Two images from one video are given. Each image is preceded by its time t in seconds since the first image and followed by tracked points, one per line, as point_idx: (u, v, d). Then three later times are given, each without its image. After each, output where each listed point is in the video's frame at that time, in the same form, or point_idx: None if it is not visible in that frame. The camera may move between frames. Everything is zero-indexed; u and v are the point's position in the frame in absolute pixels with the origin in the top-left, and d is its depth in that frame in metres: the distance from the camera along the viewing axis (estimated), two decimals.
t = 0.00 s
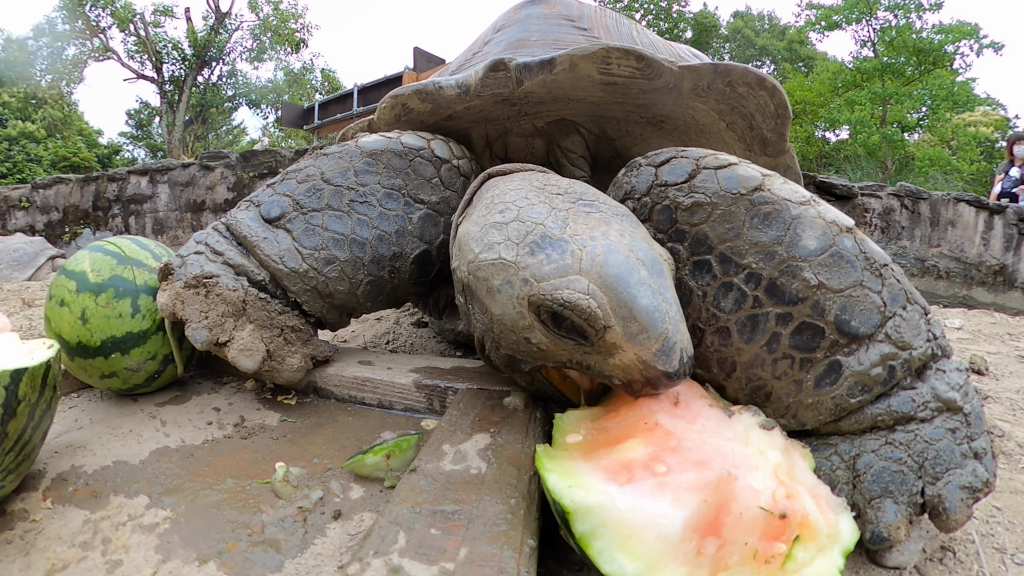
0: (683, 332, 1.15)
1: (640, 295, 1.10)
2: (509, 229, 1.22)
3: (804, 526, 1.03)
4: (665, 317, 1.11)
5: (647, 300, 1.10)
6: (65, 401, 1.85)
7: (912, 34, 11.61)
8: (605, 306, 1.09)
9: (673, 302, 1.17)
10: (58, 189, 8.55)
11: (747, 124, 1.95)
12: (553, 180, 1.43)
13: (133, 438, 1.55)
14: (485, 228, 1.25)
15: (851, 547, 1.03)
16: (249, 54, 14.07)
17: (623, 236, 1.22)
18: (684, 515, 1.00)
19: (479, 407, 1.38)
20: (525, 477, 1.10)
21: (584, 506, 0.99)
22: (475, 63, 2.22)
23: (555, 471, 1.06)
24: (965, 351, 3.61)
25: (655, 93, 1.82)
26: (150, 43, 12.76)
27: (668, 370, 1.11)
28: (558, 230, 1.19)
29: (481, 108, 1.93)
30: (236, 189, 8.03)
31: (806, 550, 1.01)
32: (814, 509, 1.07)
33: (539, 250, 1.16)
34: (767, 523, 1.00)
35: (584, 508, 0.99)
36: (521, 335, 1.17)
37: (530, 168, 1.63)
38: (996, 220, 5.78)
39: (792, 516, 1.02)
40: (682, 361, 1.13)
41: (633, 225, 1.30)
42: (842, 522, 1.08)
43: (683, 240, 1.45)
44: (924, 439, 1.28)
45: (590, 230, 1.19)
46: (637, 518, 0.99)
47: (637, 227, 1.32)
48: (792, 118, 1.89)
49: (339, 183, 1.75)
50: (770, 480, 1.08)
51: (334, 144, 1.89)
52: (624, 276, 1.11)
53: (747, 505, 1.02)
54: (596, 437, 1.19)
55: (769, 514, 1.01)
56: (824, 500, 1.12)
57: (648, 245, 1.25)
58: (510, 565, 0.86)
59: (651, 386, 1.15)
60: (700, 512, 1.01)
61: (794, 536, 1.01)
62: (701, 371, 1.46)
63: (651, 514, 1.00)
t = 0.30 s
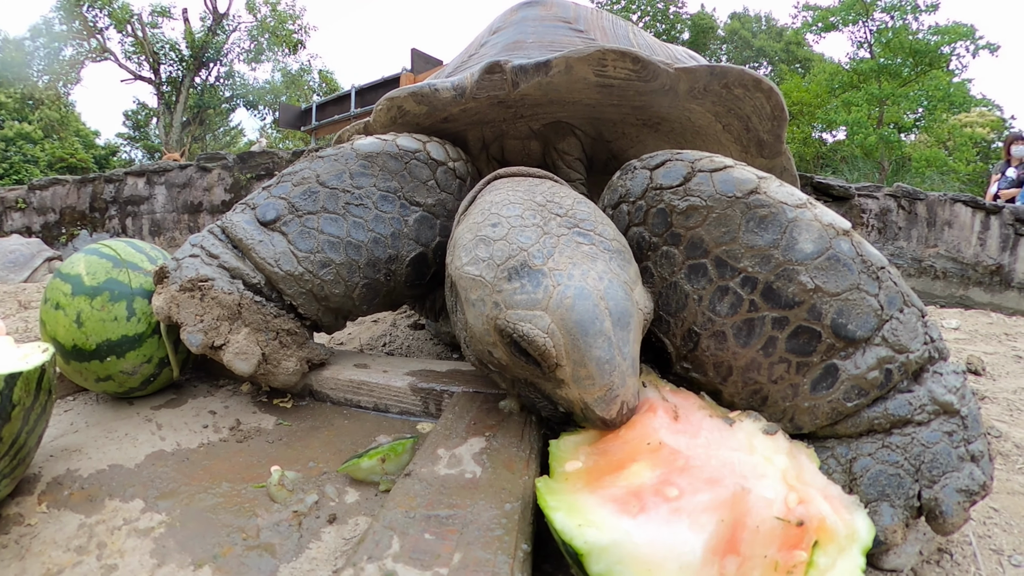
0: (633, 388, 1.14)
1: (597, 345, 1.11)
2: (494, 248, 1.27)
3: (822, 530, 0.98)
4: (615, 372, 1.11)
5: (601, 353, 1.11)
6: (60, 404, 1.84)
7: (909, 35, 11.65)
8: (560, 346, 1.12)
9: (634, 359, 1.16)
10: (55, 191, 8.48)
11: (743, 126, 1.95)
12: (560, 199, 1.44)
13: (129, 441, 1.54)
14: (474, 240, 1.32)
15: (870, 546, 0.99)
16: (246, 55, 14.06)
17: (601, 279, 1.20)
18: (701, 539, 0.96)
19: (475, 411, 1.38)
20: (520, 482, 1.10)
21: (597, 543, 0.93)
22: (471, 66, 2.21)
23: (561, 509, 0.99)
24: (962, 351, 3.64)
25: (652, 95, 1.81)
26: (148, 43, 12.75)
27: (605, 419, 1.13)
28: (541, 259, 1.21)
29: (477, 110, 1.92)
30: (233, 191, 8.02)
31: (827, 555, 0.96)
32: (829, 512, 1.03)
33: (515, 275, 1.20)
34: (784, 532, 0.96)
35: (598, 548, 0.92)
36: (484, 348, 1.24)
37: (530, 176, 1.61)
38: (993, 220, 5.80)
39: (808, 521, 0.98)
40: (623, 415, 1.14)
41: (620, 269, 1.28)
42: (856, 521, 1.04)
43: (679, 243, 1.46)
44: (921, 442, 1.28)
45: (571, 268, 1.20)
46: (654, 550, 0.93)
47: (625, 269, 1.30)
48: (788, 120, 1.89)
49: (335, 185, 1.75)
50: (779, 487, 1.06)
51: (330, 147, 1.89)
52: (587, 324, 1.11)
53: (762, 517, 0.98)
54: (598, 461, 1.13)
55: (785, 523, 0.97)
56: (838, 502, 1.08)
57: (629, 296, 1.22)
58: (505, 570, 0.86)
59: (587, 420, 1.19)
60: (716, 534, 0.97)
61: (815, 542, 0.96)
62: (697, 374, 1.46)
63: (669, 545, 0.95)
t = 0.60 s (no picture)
0: (607, 372, 1.12)
1: (564, 324, 1.12)
2: (468, 235, 1.32)
3: (799, 526, 0.98)
4: (584, 352, 1.11)
5: (568, 331, 1.11)
6: (53, 408, 1.85)
7: (903, 37, 11.73)
8: (526, 326, 1.14)
9: (607, 341, 1.14)
10: (50, 193, 8.50)
11: (735, 128, 1.91)
12: (541, 194, 1.47)
13: (121, 445, 1.55)
14: (451, 230, 1.38)
15: (852, 543, 0.99)
16: (242, 57, 14.04)
17: (573, 261, 1.22)
18: (658, 521, 0.98)
19: (464, 415, 1.38)
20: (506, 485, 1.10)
21: (551, 515, 0.98)
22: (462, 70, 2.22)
23: (525, 487, 1.04)
24: (958, 351, 3.65)
25: (642, 99, 1.80)
26: (143, 45, 12.73)
27: (576, 405, 1.11)
28: (512, 244, 1.25)
29: (468, 114, 1.93)
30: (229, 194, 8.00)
31: (802, 552, 0.95)
32: (805, 508, 1.03)
33: (485, 260, 1.24)
34: (755, 526, 0.96)
35: (552, 519, 0.97)
36: (458, 336, 1.27)
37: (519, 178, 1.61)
38: (987, 220, 5.85)
39: (779, 515, 0.98)
40: (597, 402, 1.10)
41: (597, 255, 1.28)
42: (840, 519, 1.05)
43: (667, 247, 1.47)
44: (911, 445, 1.26)
45: (541, 251, 1.23)
46: (607, 527, 0.97)
47: (604, 256, 1.30)
48: (779, 122, 1.84)
49: (327, 190, 1.76)
50: (756, 484, 1.06)
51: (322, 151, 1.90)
52: (552, 303, 1.13)
53: (732, 511, 0.98)
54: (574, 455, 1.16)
55: (755, 517, 0.97)
56: (818, 498, 1.10)
57: (604, 280, 1.22)
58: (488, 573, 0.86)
59: (562, 413, 1.16)
60: (677, 519, 0.99)
61: (787, 537, 0.95)
62: (685, 378, 1.47)
63: (624, 524, 0.98)
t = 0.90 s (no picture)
0: (597, 388, 1.11)
1: (552, 340, 1.11)
2: (454, 247, 1.30)
3: (790, 538, 0.96)
4: (573, 368, 1.10)
5: (557, 347, 1.10)
6: (40, 416, 1.83)
7: (893, 41, 11.86)
8: (515, 342, 1.13)
9: (596, 355, 1.14)
10: (42, 197, 8.53)
11: (725, 132, 1.90)
12: (528, 204, 1.45)
13: (108, 454, 1.53)
14: (437, 241, 1.35)
15: (846, 553, 0.98)
16: (236, 60, 14.01)
17: (561, 274, 1.21)
18: (650, 535, 0.96)
19: (451, 424, 1.37)
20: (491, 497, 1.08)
21: (539, 530, 0.95)
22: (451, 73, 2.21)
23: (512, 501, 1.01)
24: (951, 352, 3.66)
25: (631, 103, 1.78)
26: (137, 48, 12.71)
27: (566, 421, 1.10)
28: (499, 257, 1.24)
29: (456, 119, 1.93)
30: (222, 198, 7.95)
31: (797, 563, 0.93)
32: (799, 519, 1.01)
33: (472, 273, 1.23)
34: (748, 537, 0.94)
35: (540, 534, 0.95)
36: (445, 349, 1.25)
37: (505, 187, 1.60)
38: (978, 221, 5.91)
39: (773, 527, 0.96)
40: (586, 416, 1.10)
41: (586, 266, 1.27)
42: (833, 528, 1.04)
43: (656, 253, 1.43)
44: (906, 453, 1.24)
45: (529, 264, 1.21)
46: (597, 542, 0.94)
47: (592, 267, 1.29)
48: (770, 124, 1.84)
49: (314, 196, 1.74)
50: (749, 495, 1.04)
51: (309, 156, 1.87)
52: (541, 318, 1.12)
53: (725, 522, 0.96)
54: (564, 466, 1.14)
55: (749, 528, 0.95)
56: (810, 507, 1.09)
57: (593, 293, 1.21)
58: None
59: (552, 427, 1.15)
60: (669, 532, 0.96)
61: (781, 549, 0.93)
62: (677, 386, 1.43)
63: (614, 538, 0.95)
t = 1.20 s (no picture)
0: (580, 381, 1.09)
1: (535, 332, 1.08)
2: (433, 238, 1.28)
3: (770, 545, 0.90)
4: (556, 361, 1.07)
5: (539, 340, 1.08)
6: (23, 417, 1.82)
7: (884, 45, 12.01)
8: (496, 334, 1.11)
9: (579, 348, 1.12)
10: (35, 199, 8.57)
11: (710, 129, 1.89)
12: (508, 198, 1.44)
13: (87, 453, 1.52)
14: (416, 233, 1.33)
15: (832, 561, 0.92)
16: (231, 64, 13.99)
17: (543, 266, 1.19)
18: (618, 543, 0.91)
19: (427, 425, 1.36)
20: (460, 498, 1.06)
21: (499, 534, 0.91)
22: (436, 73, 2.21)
23: (474, 504, 0.97)
24: (943, 352, 3.67)
25: (613, 100, 1.78)
26: (131, 52, 12.77)
27: (549, 416, 1.08)
28: (479, 248, 1.22)
29: (438, 118, 1.93)
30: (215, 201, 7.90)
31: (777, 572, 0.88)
32: (781, 526, 0.96)
33: (452, 264, 1.21)
34: (725, 545, 0.89)
35: (499, 539, 0.90)
36: (422, 343, 1.24)
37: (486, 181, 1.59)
38: (970, 222, 5.97)
39: (752, 534, 0.90)
40: (569, 411, 1.08)
41: (568, 259, 1.26)
42: (818, 535, 0.98)
43: (634, 249, 1.37)
44: (896, 455, 1.17)
45: (510, 255, 1.19)
46: (561, 549, 0.90)
47: (573, 260, 1.27)
48: (755, 120, 1.83)
49: (294, 196, 1.74)
50: (729, 499, 0.98)
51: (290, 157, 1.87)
52: (523, 310, 1.10)
53: (700, 529, 0.91)
54: (535, 471, 1.11)
55: (726, 535, 0.90)
56: (794, 514, 1.03)
57: (575, 285, 1.20)
58: None
59: (532, 423, 1.13)
60: (639, 540, 0.92)
61: (761, 557, 0.88)
62: (657, 387, 1.36)
63: (579, 544, 0.91)
